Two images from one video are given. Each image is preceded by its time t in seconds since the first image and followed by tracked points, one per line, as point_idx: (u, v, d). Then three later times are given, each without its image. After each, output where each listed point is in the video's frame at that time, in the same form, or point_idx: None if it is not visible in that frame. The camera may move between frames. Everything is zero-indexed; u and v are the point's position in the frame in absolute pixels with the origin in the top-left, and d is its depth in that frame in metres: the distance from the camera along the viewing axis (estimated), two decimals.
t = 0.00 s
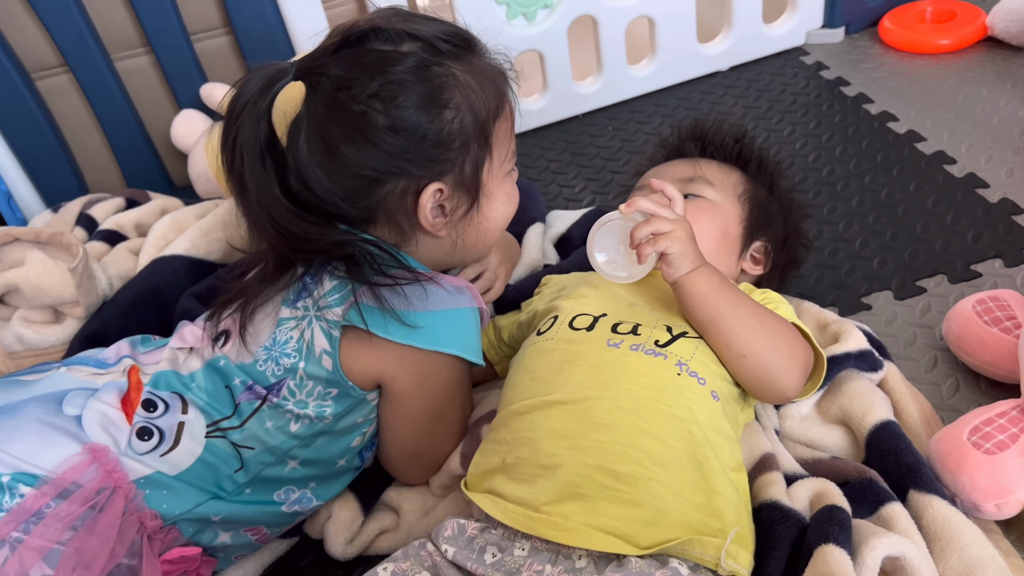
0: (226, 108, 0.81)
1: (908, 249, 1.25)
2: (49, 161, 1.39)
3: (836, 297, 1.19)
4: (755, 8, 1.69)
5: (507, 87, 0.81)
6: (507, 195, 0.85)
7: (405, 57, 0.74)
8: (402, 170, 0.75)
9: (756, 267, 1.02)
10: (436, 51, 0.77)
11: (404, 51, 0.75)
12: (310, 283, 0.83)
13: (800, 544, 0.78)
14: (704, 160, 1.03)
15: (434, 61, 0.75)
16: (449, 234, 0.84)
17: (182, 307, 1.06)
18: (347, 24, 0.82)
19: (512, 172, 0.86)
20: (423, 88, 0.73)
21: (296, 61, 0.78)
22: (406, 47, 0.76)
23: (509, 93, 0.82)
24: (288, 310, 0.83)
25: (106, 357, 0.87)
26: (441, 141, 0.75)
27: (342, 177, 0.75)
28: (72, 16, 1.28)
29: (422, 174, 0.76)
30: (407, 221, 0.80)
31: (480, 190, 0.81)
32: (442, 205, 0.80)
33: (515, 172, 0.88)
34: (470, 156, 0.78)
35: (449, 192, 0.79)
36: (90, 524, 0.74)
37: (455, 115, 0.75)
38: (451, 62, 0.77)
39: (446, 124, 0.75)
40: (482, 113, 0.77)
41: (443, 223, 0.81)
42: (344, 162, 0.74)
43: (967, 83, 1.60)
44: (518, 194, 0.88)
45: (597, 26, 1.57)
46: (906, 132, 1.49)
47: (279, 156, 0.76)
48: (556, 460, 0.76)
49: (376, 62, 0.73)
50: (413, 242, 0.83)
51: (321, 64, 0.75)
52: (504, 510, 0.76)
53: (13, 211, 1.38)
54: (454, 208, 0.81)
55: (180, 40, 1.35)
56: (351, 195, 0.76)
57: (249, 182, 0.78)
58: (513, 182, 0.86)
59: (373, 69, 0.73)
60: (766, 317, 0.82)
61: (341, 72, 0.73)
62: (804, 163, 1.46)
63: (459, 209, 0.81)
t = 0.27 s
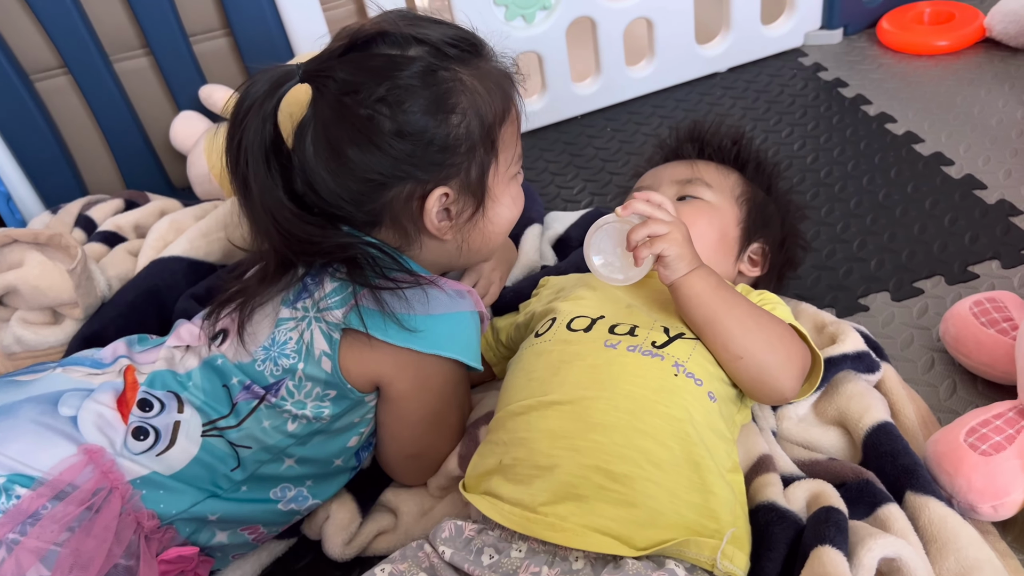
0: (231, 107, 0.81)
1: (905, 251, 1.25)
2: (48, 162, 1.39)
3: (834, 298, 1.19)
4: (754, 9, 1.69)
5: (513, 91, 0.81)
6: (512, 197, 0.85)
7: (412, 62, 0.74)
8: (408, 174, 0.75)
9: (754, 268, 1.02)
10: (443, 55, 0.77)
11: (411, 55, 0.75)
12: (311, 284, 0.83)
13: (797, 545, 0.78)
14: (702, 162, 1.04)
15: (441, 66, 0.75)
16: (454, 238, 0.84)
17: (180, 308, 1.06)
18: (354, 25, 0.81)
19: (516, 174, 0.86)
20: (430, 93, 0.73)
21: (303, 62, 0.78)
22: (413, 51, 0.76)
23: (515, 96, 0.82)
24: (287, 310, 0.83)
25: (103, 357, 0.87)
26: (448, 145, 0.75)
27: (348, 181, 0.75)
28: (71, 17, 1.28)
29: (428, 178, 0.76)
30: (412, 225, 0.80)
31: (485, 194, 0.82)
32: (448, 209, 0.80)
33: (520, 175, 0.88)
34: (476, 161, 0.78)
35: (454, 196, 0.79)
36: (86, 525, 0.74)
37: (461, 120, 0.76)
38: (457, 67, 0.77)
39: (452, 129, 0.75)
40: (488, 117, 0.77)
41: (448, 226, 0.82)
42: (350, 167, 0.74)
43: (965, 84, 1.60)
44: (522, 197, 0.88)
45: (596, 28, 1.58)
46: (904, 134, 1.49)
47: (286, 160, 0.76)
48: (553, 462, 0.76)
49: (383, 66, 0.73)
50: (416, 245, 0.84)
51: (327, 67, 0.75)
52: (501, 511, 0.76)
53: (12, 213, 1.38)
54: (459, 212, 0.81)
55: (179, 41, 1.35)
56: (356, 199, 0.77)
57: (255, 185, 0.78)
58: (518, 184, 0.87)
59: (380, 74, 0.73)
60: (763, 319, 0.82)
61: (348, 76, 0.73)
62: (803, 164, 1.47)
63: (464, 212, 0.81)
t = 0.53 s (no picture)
0: (229, 113, 0.81)
1: (904, 250, 1.25)
2: (48, 163, 1.39)
3: (833, 298, 1.19)
4: (753, 9, 1.69)
5: (510, 92, 0.81)
6: (511, 198, 0.85)
7: (410, 65, 0.74)
8: (408, 178, 0.75)
9: (753, 268, 1.02)
10: (440, 58, 0.77)
11: (409, 59, 0.75)
12: (311, 285, 0.83)
13: (795, 545, 0.78)
14: (700, 162, 1.04)
15: (439, 69, 0.75)
16: (454, 239, 0.84)
17: (179, 309, 1.06)
18: (350, 29, 0.81)
19: (515, 174, 0.87)
20: (428, 97, 0.73)
21: (300, 67, 0.78)
22: (411, 55, 0.76)
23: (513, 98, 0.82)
24: (287, 313, 0.83)
25: (106, 359, 0.87)
26: (447, 148, 0.76)
27: (348, 185, 0.75)
28: (70, 18, 1.28)
29: (428, 182, 0.76)
30: (412, 227, 0.80)
31: (485, 196, 0.82)
32: (448, 211, 0.80)
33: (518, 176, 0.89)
34: (475, 163, 0.78)
35: (454, 199, 0.79)
36: (86, 524, 0.75)
37: (460, 122, 0.76)
38: (455, 69, 0.77)
39: (451, 132, 0.75)
40: (487, 119, 0.78)
41: (448, 228, 0.82)
42: (350, 171, 0.74)
43: (964, 84, 1.60)
44: (521, 197, 0.88)
45: (595, 28, 1.58)
46: (904, 134, 1.49)
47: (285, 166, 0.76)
48: (552, 462, 0.76)
49: (381, 71, 0.73)
50: (416, 248, 0.84)
51: (325, 72, 0.75)
52: (499, 512, 0.76)
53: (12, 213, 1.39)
54: (459, 214, 0.81)
55: (178, 42, 1.35)
56: (357, 203, 0.77)
57: (254, 190, 0.78)
58: (517, 184, 0.87)
59: (379, 78, 0.72)
60: (761, 318, 0.82)
61: (346, 81, 0.73)
62: (802, 164, 1.47)
63: (463, 214, 0.81)
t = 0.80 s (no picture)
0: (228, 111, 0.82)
1: (905, 249, 1.25)
2: (49, 163, 1.39)
3: (834, 297, 1.19)
4: (753, 8, 1.69)
5: (509, 89, 0.82)
6: (511, 196, 0.85)
7: (407, 62, 0.74)
8: (405, 174, 0.75)
9: (754, 267, 1.02)
10: (438, 54, 0.77)
11: (406, 55, 0.75)
12: (310, 285, 0.83)
13: (796, 543, 0.78)
14: (701, 161, 1.04)
15: (436, 65, 0.76)
16: (452, 237, 0.84)
17: (181, 309, 1.06)
18: (349, 28, 0.82)
19: (515, 173, 0.87)
20: (425, 92, 0.74)
21: (298, 65, 0.78)
22: (408, 52, 0.76)
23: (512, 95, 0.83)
24: (286, 312, 0.84)
25: (109, 358, 0.87)
26: (444, 144, 0.76)
27: (346, 181, 0.75)
28: (71, 19, 1.28)
29: (425, 177, 0.77)
30: (411, 224, 0.80)
31: (483, 192, 0.82)
32: (446, 208, 0.80)
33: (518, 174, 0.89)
34: (473, 159, 0.78)
35: (452, 195, 0.79)
36: (91, 523, 0.75)
37: (457, 118, 0.76)
38: (452, 66, 0.77)
39: (448, 127, 0.75)
40: (484, 115, 0.78)
41: (446, 225, 0.82)
42: (347, 167, 0.74)
43: (965, 82, 1.60)
44: (521, 196, 0.88)
45: (596, 27, 1.58)
46: (905, 132, 1.49)
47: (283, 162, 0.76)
48: (552, 461, 0.76)
49: (378, 67, 0.73)
50: (415, 245, 0.84)
51: (323, 69, 0.75)
52: (500, 511, 0.76)
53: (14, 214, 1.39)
54: (457, 210, 0.81)
55: (179, 42, 1.35)
56: (354, 199, 0.77)
57: (253, 187, 0.78)
58: (517, 182, 0.87)
59: (375, 74, 0.73)
60: (762, 316, 0.82)
61: (343, 77, 0.74)
62: (803, 162, 1.47)
63: (462, 211, 0.81)
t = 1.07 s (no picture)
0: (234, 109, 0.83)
1: (909, 246, 1.25)
2: (54, 163, 1.40)
3: (837, 294, 1.19)
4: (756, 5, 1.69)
5: (511, 83, 0.82)
6: (515, 189, 0.86)
7: (410, 55, 0.74)
8: (409, 167, 0.76)
9: (757, 265, 1.02)
10: (440, 48, 0.77)
11: (409, 49, 0.75)
12: (314, 280, 0.83)
13: (799, 541, 0.78)
14: (705, 159, 1.04)
15: (438, 59, 0.76)
16: (457, 231, 0.84)
17: (185, 308, 1.06)
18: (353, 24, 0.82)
19: (518, 166, 0.87)
20: (428, 85, 0.74)
21: (303, 62, 0.79)
22: (411, 46, 0.77)
23: (514, 89, 0.83)
24: (290, 307, 0.84)
25: (112, 355, 0.88)
26: (447, 137, 0.76)
27: (350, 175, 0.76)
28: (75, 20, 1.29)
29: (430, 171, 0.77)
30: (415, 218, 0.81)
31: (487, 185, 0.82)
32: (450, 201, 0.80)
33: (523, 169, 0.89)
34: (476, 152, 0.78)
35: (456, 188, 0.79)
36: (96, 520, 0.75)
37: (460, 111, 0.76)
38: (455, 59, 0.77)
39: (451, 120, 0.76)
40: (487, 108, 0.78)
41: (450, 218, 0.82)
42: (352, 161, 0.75)
43: (969, 78, 1.59)
44: (525, 190, 0.89)
45: (599, 25, 1.58)
46: (909, 129, 1.49)
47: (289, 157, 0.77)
48: (555, 460, 0.76)
49: (381, 61, 0.73)
50: (419, 239, 0.84)
51: (328, 65, 0.76)
52: (503, 509, 0.76)
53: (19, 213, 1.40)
54: (462, 204, 0.81)
55: (182, 41, 1.36)
56: (359, 193, 0.77)
57: (259, 182, 0.78)
58: (521, 176, 0.87)
59: (378, 68, 0.73)
60: (765, 317, 0.82)
61: (347, 72, 0.74)
62: (806, 159, 1.47)
63: (466, 204, 0.82)
